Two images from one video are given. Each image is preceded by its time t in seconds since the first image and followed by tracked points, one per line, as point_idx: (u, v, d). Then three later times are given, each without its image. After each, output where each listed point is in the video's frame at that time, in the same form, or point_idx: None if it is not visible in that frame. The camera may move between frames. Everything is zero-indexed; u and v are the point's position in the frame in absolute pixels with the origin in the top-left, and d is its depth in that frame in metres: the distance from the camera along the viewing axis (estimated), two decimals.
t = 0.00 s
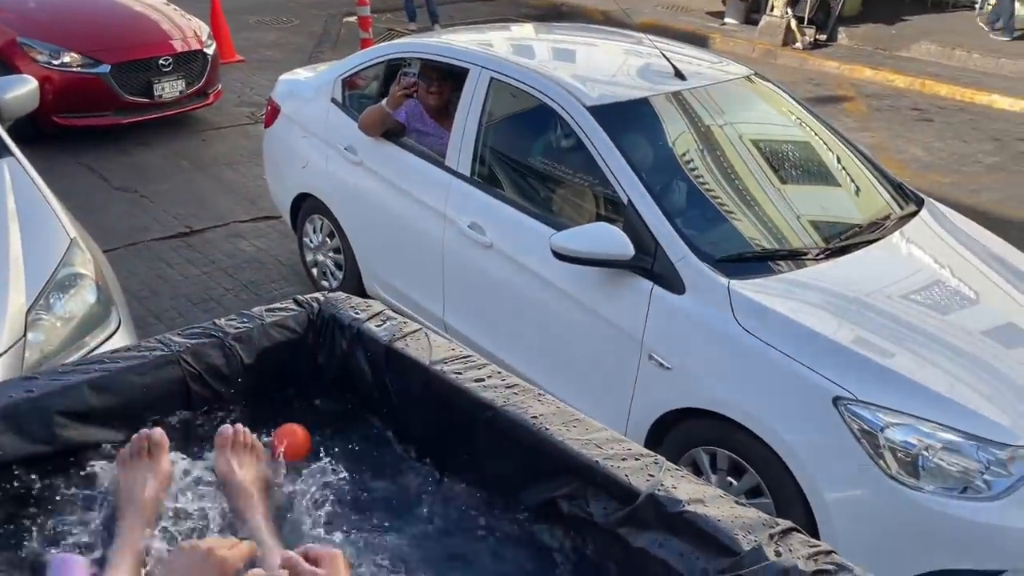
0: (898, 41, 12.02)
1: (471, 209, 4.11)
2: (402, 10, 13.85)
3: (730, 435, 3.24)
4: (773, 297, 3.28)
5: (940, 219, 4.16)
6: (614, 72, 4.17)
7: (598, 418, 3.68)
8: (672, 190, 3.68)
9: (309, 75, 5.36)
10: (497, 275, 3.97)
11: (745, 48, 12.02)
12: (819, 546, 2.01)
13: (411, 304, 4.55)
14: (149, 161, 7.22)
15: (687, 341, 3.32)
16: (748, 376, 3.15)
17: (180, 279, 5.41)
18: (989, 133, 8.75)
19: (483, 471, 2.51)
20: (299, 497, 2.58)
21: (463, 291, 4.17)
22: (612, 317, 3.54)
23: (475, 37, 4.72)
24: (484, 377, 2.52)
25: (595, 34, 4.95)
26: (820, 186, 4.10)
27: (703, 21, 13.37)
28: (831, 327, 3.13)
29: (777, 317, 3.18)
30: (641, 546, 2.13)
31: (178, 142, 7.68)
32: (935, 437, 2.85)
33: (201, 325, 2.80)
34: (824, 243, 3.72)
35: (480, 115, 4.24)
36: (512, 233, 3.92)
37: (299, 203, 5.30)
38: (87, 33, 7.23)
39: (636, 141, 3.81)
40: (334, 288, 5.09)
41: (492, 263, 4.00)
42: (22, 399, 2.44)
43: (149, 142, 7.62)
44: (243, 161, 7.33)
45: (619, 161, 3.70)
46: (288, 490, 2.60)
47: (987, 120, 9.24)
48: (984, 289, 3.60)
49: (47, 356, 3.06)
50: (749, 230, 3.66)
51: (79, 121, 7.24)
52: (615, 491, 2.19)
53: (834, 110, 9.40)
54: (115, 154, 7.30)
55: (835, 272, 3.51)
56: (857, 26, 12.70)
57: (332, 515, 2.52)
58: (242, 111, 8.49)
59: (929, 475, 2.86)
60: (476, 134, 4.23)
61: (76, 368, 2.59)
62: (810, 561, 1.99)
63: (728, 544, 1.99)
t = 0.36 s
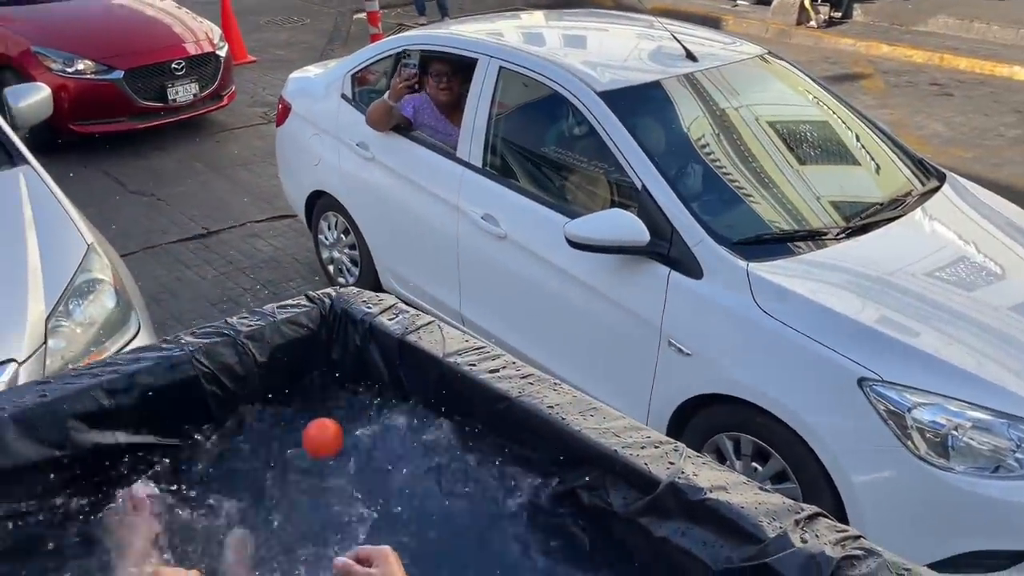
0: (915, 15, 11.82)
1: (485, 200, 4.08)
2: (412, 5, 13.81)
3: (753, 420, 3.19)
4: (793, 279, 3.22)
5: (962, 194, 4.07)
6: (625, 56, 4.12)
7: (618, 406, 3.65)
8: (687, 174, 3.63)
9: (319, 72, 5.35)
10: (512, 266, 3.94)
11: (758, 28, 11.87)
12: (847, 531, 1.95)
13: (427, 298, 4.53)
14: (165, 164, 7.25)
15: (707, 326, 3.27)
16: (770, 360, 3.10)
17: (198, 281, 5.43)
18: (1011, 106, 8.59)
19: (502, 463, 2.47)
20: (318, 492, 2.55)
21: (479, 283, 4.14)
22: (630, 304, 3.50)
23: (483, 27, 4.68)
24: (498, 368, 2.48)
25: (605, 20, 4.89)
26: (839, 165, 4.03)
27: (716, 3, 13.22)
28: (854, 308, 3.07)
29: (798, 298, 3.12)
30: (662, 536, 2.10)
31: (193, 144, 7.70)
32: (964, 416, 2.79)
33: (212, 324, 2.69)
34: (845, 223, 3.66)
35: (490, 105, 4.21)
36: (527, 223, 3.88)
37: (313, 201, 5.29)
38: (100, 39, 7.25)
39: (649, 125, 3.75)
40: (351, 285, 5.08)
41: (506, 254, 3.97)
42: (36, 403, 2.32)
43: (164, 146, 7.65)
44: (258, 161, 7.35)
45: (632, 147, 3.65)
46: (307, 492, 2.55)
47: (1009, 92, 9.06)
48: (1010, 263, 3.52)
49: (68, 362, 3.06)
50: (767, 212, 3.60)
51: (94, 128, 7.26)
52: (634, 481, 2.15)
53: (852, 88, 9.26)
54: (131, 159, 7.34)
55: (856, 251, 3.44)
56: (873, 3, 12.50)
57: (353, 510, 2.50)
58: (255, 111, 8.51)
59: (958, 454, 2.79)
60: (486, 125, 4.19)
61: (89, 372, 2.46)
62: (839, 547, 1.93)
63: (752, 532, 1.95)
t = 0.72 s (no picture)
0: (969, 38, 11.62)
1: (531, 228, 4.11)
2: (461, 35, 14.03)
3: (803, 450, 3.14)
4: (844, 307, 3.17)
5: (1020, 220, 3.98)
6: (672, 84, 4.12)
7: (664, 436, 3.62)
8: (735, 201, 3.61)
9: (370, 103, 5.46)
10: (559, 294, 3.95)
11: (808, 53, 11.78)
12: (898, 569, 1.92)
13: (474, 325, 4.56)
14: (220, 194, 7.44)
15: (756, 355, 3.23)
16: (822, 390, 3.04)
17: (251, 308, 5.55)
18: None
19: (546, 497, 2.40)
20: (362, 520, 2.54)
21: (525, 311, 4.16)
22: (676, 332, 3.48)
23: (530, 58, 4.74)
24: (543, 399, 2.43)
25: (652, 48, 4.91)
26: (892, 191, 3.97)
27: (764, 28, 13.17)
28: (909, 337, 3.00)
29: (850, 328, 3.07)
30: (707, 571, 2.04)
31: (247, 174, 7.90)
32: None
33: (264, 353, 2.67)
34: (898, 249, 3.59)
35: (536, 133, 4.24)
36: (573, 251, 3.89)
37: (362, 229, 5.38)
38: (159, 74, 7.49)
39: (696, 153, 3.74)
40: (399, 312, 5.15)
41: (552, 281, 3.98)
42: (95, 431, 2.29)
43: (219, 176, 7.86)
44: (310, 190, 7.50)
45: (679, 175, 3.64)
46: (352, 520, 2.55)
47: None
48: None
49: (127, 388, 3.16)
50: (818, 238, 3.56)
51: (153, 158, 7.49)
52: (680, 514, 2.10)
53: (904, 112, 9.12)
54: (188, 189, 7.55)
55: (911, 279, 3.38)
56: (925, 25, 12.33)
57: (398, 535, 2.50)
58: (307, 141, 8.70)
59: (1019, 489, 2.70)
60: (533, 154, 4.22)
61: (144, 400, 2.44)
62: None
63: (802, 568, 1.90)
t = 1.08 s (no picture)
0: (1008, 92, 11.57)
1: (565, 277, 4.12)
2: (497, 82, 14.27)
3: (838, 511, 3.07)
4: (880, 365, 3.13)
5: None
6: (706, 137, 4.15)
7: (695, 490, 3.57)
8: (770, 254, 3.60)
9: (406, 150, 5.55)
10: (590, 342, 3.95)
11: (843, 104, 11.79)
12: None
13: (504, 372, 4.56)
14: (258, 235, 7.57)
15: (791, 412, 3.19)
16: (858, 449, 2.99)
17: (284, 348, 5.61)
18: None
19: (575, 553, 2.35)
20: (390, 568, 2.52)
21: (556, 359, 4.15)
22: (710, 385, 3.45)
23: (565, 108, 4.80)
24: (575, 453, 2.41)
25: (686, 100, 4.95)
26: (929, 246, 3.94)
27: (800, 80, 13.21)
28: (947, 398, 2.96)
29: (886, 386, 3.02)
30: None
31: (285, 216, 8.04)
32: None
33: (299, 398, 2.68)
34: (936, 306, 3.56)
35: (570, 183, 4.27)
36: (607, 302, 3.89)
37: (396, 274, 5.43)
38: (204, 118, 7.70)
39: (732, 205, 3.75)
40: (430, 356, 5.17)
41: (584, 330, 3.98)
42: (131, 472, 2.29)
43: (258, 217, 8.00)
44: (346, 233, 7.60)
45: (713, 227, 3.65)
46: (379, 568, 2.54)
47: None
48: None
49: (161, 428, 3.19)
50: (854, 293, 3.53)
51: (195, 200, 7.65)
52: None
53: (942, 165, 9.07)
54: (228, 230, 7.69)
55: (949, 337, 3.34)
56: (964, 79, 12.30)
57: None
58: (345, 185, 8.85)
59: None
60: (567, 202, 4.25)
61: (181, 443, 2.44)
62: None
63: None
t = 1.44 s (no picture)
0: None
1: (599, 280, 4.10)
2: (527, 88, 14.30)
3: (878, 518, 3.02)
4: (922, 371, 3.08)
5: None
6: (739, 140, 4.12)
7: (731, 496, 3.54)
8: (807, 258, 3.56)
9: (438, 154, 5.57)
10: (624, 346, 3.93)
11: (877, 109, 11.66)
12: None
13: (535, 375, 4.55)
14: (291, 239, 7.64)
15: (830, 416, 3.15)
16: (900, 456, 2.94)
17: (318, 351, 5.65)
18: None
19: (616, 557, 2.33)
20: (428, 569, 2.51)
21: (589, 363, 4.13)
22: (747, 390, 3.42)
23: (596, 112, 4.79)
24: (616, 455, 2.39)
25: (718, 103, 4.92)
26: (967, 251, 3.88)
27: (833, 84, 13.09)
28: (990, 404, 2.91)
29: (928, 391, 2.98)
30: None
31: (317, 221, 8.10)
32: None
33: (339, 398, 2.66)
34: (977, 312, 3.51)
35: (604, 186, 4.25)
36: (642, 306, 3.87)
37: (428, 278, 5.45)
38: (238, 124, 7.78)
39: (768, 208, 3.72)
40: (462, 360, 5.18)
41: (618, 334, 3.96)
42: (172, 470, 2.28)
43: (291, 222, 8.08)
44: (378, 238, 7.65)
45: (748, 231, 3.62)
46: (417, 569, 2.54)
47: None
48: None
49: (200, 428, 3.23)
50: (892, 298, 3.48)
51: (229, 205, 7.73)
52: None
53: (979, 170, 8.94)
54: (261, 234, 7.77)
55: (991, 344, 3.29)
56: (1001, 83, 12.12)
57: None
58: (376, 190, 8.91)
59: None
60: (601, 206, 4.24)
61: (224, 441, 2.41)
62: None
63: None
